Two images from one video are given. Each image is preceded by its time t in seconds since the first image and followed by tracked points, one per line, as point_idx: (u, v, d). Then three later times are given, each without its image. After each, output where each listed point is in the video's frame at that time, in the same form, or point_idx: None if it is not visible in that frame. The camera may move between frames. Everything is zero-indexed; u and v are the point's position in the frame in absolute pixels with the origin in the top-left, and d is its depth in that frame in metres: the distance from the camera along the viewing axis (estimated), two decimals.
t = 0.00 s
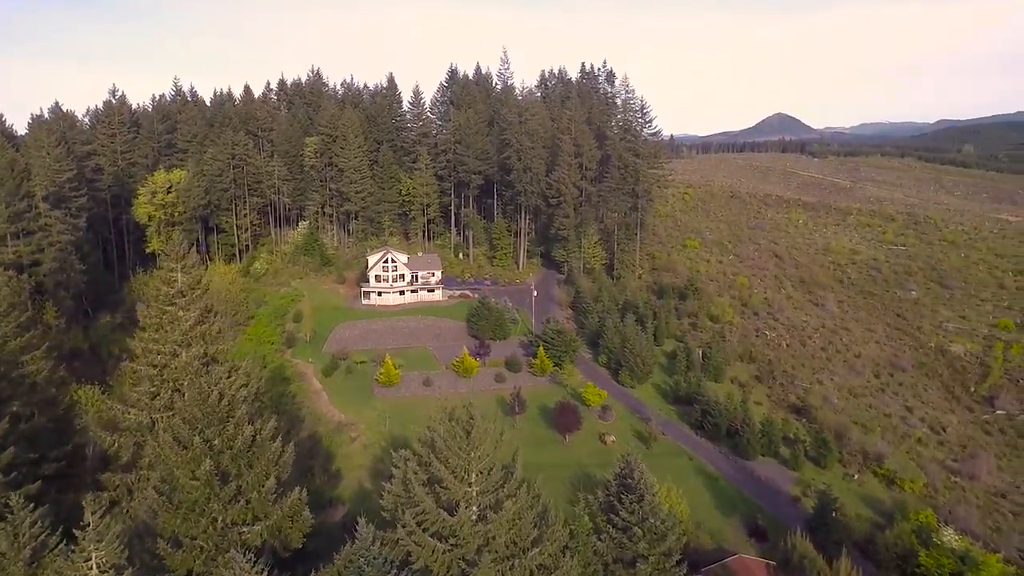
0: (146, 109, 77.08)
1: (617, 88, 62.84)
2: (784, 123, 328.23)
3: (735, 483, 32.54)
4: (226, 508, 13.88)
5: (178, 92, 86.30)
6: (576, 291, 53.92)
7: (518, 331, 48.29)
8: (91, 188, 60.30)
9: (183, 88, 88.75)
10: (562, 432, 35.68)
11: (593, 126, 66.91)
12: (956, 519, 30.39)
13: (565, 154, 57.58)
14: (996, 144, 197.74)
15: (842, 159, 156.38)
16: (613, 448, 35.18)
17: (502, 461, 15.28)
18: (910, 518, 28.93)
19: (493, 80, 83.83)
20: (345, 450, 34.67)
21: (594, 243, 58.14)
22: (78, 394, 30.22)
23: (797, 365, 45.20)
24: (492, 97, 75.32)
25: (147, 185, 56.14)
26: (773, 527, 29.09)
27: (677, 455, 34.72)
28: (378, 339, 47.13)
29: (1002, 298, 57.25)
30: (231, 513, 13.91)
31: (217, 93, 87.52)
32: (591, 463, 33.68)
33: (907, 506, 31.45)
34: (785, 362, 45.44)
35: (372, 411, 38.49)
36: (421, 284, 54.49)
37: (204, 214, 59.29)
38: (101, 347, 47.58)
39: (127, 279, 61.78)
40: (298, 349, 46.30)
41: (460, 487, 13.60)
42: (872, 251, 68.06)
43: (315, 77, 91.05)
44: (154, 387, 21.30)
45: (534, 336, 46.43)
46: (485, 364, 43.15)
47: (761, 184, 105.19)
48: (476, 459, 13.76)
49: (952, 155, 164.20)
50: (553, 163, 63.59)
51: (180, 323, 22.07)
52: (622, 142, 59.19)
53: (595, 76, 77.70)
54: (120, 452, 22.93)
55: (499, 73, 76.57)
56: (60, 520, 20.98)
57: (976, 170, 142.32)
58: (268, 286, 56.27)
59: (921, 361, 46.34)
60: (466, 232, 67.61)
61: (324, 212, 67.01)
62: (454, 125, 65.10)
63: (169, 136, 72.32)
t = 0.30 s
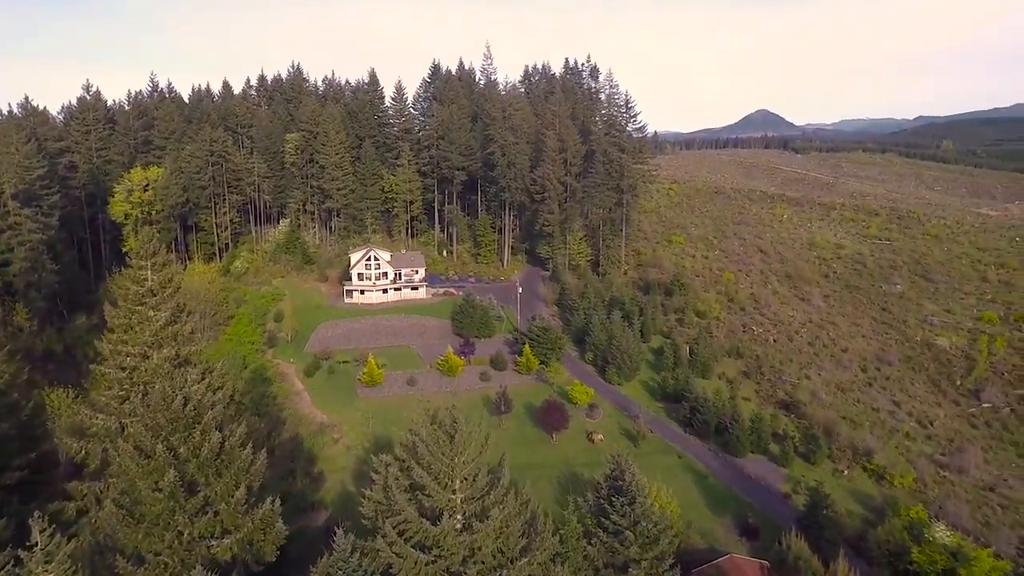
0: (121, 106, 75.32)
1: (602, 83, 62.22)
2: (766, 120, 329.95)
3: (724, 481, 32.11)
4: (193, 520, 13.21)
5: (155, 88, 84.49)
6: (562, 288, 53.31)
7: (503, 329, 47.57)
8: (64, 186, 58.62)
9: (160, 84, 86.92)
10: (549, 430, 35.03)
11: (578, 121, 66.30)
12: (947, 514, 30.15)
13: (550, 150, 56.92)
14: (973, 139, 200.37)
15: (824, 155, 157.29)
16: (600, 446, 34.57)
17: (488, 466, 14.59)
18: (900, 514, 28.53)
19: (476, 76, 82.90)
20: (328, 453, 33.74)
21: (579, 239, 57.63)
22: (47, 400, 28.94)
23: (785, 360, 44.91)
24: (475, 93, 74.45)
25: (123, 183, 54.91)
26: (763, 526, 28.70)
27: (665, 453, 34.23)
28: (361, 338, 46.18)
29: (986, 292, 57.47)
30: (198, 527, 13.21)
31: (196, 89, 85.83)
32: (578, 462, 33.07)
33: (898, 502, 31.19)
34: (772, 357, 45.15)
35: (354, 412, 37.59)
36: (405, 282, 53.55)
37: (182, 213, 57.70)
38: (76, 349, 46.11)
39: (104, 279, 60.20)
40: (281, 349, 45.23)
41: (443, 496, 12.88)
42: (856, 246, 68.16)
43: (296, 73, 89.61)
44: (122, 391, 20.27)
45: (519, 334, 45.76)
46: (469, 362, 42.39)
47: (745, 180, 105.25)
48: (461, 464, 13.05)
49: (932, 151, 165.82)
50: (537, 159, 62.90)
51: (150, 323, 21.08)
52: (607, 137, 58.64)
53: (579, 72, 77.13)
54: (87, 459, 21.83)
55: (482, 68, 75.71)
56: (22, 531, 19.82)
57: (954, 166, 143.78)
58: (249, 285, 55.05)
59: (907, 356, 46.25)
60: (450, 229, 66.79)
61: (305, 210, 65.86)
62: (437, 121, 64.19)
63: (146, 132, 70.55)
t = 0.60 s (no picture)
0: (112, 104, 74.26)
1: (598, 79, 61.47)
2: (761, 117, 329.51)
3: (725, 481, 31.53)
4: (170, 533, 13.10)
5: (146, 85, 83.42)
6: (559, 285, 52.57)
7: (501, 327, 46.82)
8: (54, 184, 57.61)
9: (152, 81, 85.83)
10: (547, 430, 34.33)
11: (575, 117, 65.50)
12: (953, 514, 29.55)
13: (547, 146, 56.14)
14: (969, 136, 199.97)
15: (820, 152, 156.78)
16: (600, 446, 33.90)
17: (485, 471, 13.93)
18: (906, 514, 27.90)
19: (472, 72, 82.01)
20: (323, 454, 32.96)
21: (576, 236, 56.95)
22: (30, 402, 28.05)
23: (785, 358, 44.31)
24: (471, 89, 73.59)
25: (113, 181, 53.89)
26: (766, 526, 28.17)
27: (666, 453, 33.59)
28: (356, 337, 45.38)
29: (986, 288, 56.93)
30: (175, 540, 13.12)
31: (188, 86, 84.81)
32: (577, 462, 32.42)
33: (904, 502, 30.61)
34: (773, 355, 44.54)
35: (349, 412, 36.82)
36: (400, 279, 52.73)
37: (174, 211, 56.75)
38: (65, 350, 45.16)
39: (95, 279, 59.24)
40: (274, 349, 44.37)
41: (438, 505, 12.22)
42: (856, 242, 67.54)
43: (289, 69, 88.62)
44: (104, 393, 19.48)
45: (516, 332, 45.02)
46: (466, 361, 41.65)
47: (743, 176, 104.57)
48: (457, 471, 12.38)
49: (927, 147, 165.63)
50: (534, 155, 62.15)
51: (134, 323, 20.30)
52: (604, 132, 57.87)
53: (575, 67, 76.36)
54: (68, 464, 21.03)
55: (478, 64, 74.86)
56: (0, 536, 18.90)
57: (951, 162, 143.46)
58: (242, 284, 54.16)
59: (909, 352, 45.66)
60: (446, 226, 65.99)
61: (298, 207, 65.01)
62: (432, 116, 63.35)
63: (137, 130, 69.49)
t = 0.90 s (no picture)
0: (111, 101, 73.54)
1: (602, 74, 60.64)
2: (764, 115, 328.28)
3: (733, 482, 30.77)
4: (150, 548, 12.36)
5: (146, 83, 82.78)
6: (563, 283, 51.82)
7: (503, 326, 46.06)
8: (51, 182, 56.94)
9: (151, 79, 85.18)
10: (551, 430, 33.59)
11: (578, 113, 64.68)
12: (970, 516, 28.78)
13: (550, 142, 55.38)
14: (974, 132, 198.69)
15: (824, 149, 155.81)
16: (605, 446, 33.17)
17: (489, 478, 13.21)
18: (921, 516, 27.14)
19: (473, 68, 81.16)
20: (322, 456, 32.23)
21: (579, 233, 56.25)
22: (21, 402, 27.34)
23: (793, 356, 43.52)
24: (472, 85, 72.78)
25: (111, 179, 53.15)
26: (775, 529, 27.42)
27: (672, 453, 32.84)
28: (357, 337, 44.66)
29: (996, 285, 56.08)
30: (155, 556, 12.39)
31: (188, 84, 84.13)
32: (581, 462, 31.73)
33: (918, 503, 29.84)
34: (780, 353, 43.76)
35: (349, 412, 36.10)
36: (401, 278, 51.98)
37: (173, 210, 56.05)
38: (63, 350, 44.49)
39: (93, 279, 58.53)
40: (274, 348, 43.60)
41: (439, 515, 11.50)
42: (862, 239, 66.72)
43: (290, 66, 87.93)
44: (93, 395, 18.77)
45: (520, 330, 44.27)
46: (469, 360, 40.91)
47: (747, 174, 103.73)
48: (459, 479, 11.66)
49: (932, 144, 164.56)
50: (537, 151, 61.39)
51: (123, 322, 19.58)
52: (607, 128, 57.07)
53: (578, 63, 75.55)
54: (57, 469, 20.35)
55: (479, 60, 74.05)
56: None
57: (956, 159, 142.50)
58: (242, 283, 53.40)
59: (919, 350, 44.86)
60: (448, 224, 65.26)
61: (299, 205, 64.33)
62: (434, 113, 62.57)
63: (136, 127, 68.84)
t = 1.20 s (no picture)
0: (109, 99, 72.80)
1: (605, 69, 59.72)
2: (766, 112, 327.19)
3: (741, 483, 29.97)
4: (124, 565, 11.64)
5: (144, 80, 82.06)
6: (566, 281, 51.02)
7: (506, 324, 45.23)
8: (47, 180, 56.17)
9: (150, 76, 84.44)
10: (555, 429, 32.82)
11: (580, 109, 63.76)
12: (987, 518, 27.95)
13: (552, 137, 54.51)
14: (977, 129, 197.49)
15: (828, 146, 154.81)
16: (610, 447, 32.40)
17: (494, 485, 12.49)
18: (937, 519, 26.31)
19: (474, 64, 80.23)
20: (321, 457, 31.43)
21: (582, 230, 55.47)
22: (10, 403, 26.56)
23: (801, 354, 42.69)
24: (473, 81, 71.90)
25: (108, 176, 52.36)
26: (786, 532, 26.65)
27: (679, 454, 32.06)
28: (357, 335, 43.86)
29: (1005, 281, 55.16)
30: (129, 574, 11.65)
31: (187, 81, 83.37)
32: (585, 463, 31.00)
33: (933, 505, 29.02)
34: (788, 351, 42.93)
35: (348, 412, 35.31)
36: (402, 276, 51.17)
37: (171, 208, 55.26)
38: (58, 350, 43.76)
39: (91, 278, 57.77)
40: (273, 346, 42.76)
41: (440, 528, 10.81)
42: (868, 236, 65.84)
43: (289, 63, 87.16)
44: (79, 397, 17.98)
45: (522, 328, 43.47)
46: (471, 359, 40.09)
47: (750, 171, 102.83)
48: (461, 489, 10.96)
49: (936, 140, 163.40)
50: (539, 147, 60.53)
51: (111, 320, 18.80)
52: (610, 124, 56.17)
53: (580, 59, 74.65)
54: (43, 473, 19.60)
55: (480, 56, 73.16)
56: None
57: (960, 156, 141.41)
58: (241, 281, 52.58)
59: (929, 348, 44.00)
60: (449, 221, 64.46)
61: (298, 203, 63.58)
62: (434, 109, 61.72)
63: (133, 125, 68.08)
